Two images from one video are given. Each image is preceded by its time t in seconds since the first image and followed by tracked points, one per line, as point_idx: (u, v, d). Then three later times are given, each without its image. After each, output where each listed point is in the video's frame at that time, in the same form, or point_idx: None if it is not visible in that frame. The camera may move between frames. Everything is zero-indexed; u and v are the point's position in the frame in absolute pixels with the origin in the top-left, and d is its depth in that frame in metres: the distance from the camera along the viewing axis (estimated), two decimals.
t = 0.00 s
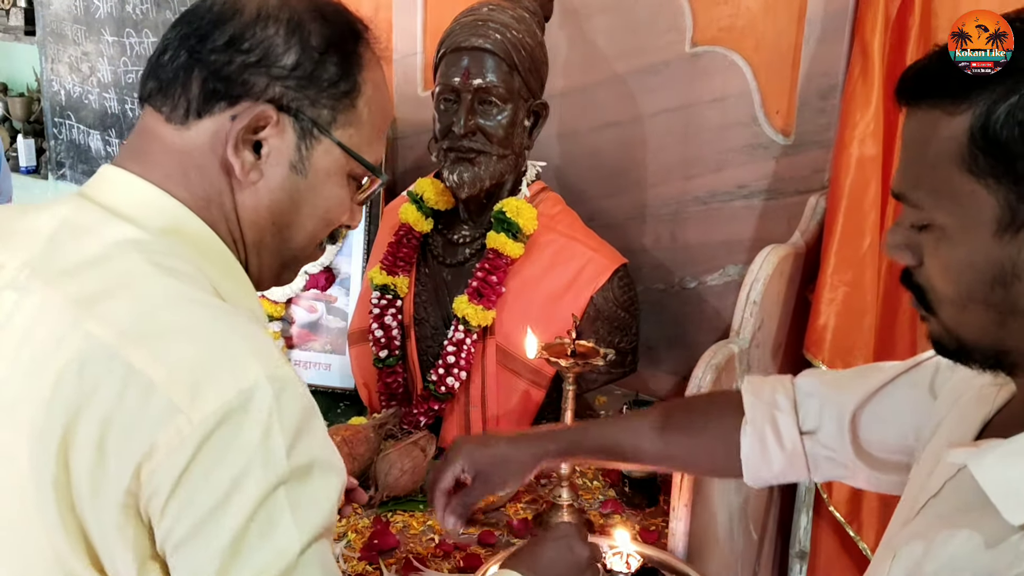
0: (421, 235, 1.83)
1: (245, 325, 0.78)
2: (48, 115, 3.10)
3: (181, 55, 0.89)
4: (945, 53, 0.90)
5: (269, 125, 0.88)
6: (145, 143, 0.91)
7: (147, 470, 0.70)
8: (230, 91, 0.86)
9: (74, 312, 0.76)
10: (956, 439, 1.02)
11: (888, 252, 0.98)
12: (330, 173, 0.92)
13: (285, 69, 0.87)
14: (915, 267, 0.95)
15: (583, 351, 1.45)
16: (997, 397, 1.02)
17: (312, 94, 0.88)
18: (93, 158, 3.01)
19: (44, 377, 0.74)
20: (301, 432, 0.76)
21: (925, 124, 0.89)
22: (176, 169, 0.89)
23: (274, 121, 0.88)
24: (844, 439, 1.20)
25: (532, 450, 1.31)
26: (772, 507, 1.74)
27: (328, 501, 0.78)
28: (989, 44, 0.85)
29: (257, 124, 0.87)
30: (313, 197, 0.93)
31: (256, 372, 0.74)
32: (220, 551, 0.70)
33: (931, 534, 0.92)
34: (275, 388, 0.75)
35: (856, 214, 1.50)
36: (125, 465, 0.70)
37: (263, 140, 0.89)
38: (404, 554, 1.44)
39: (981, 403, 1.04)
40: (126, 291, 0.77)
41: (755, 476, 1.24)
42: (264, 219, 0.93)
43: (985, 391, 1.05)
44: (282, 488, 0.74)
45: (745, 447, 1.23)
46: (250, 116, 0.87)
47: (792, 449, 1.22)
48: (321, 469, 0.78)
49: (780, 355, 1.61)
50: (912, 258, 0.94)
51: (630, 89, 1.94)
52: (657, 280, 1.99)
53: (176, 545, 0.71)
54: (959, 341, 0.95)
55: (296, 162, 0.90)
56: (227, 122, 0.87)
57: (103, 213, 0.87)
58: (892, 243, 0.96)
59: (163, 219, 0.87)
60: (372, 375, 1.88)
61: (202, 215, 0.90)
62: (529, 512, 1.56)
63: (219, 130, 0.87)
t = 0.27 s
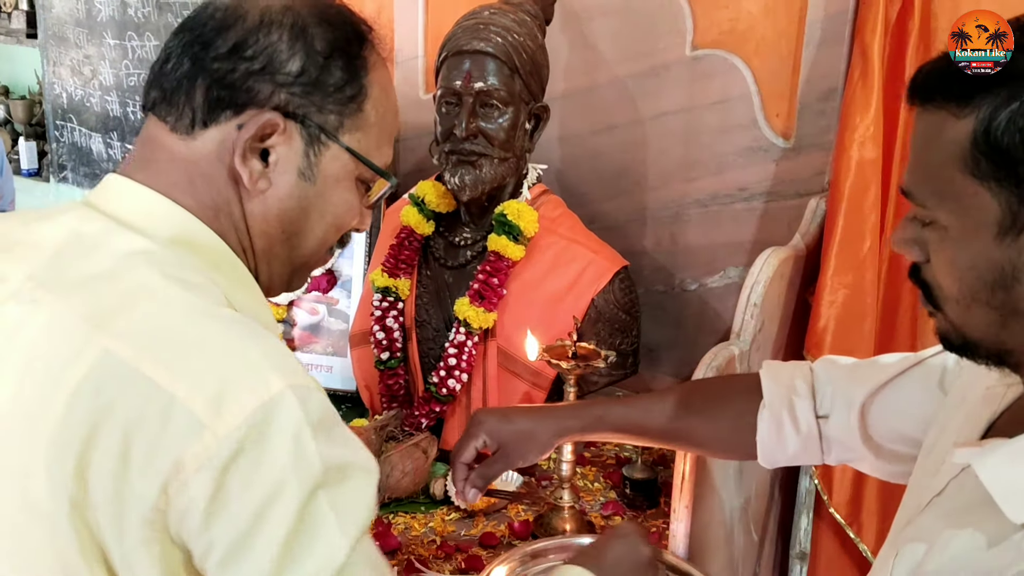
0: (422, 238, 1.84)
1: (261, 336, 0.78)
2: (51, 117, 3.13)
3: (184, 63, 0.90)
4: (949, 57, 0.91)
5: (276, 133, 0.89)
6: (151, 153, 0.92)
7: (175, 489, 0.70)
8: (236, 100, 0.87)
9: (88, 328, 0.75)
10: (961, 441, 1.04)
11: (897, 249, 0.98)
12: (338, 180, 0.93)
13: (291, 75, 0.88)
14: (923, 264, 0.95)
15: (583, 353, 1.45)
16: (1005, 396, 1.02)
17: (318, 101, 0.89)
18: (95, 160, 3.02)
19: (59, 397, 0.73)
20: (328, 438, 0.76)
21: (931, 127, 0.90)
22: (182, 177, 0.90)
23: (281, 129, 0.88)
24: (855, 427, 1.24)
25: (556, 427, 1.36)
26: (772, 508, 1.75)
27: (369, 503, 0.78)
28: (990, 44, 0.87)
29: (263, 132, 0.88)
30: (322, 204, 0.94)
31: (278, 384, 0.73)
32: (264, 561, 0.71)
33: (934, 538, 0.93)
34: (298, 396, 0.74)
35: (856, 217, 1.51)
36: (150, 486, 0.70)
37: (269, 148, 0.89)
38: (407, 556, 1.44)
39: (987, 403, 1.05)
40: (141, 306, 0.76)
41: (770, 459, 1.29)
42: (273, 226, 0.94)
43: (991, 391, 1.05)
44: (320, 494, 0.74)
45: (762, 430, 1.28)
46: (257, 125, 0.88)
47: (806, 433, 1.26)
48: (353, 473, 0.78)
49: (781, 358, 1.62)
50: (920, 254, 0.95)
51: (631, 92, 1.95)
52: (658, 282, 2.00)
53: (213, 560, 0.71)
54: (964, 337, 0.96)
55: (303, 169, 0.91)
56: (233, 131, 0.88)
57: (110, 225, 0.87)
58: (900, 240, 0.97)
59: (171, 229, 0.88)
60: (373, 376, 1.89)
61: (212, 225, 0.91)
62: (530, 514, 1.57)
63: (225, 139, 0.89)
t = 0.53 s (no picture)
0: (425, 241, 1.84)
1: (284, 339, 0.79)
2: (55, 121, 3.15)
3: (192, 70, 0.90)
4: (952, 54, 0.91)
5: (287, 138, 0.89)
6: (160, 161, 0.92)
7: (216, 494, 0.70)
8: (246, 107, 0.88)
9: (115, 342, 0.75)
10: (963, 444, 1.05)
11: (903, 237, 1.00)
12: (348, 184, 0.94)
13: (300, 80, 0.88)
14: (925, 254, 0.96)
15: (586, 357, 1.45)
16: (1008, 400, 1.03)
17: (327, 105, 0.89)
18: (98, 163, 3.02)
19: (89, 414, 0.73)
20: (363, 432, 0.77)
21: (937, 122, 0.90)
22: (195, 185, 0.90)
23: (292, 134, 0.89)
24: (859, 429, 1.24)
25: (562, 430, 1.35)
26: (774, 512, 1.75)
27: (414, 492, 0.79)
28: (991, 43, 0.87)
29: (274, 138, 0.89)
30: (332, 208, 0.95)
31: (309, 386, 0.75)
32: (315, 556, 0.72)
33: (936, 540, 0.93)
34: (330, 395, 0.76)
35: (858, 221, 1.51)
36: (189, 493, 0.70)
37: (281, 153, 0.90)
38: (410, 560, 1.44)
39: (988, 407, 1.06)
40: (166, 316, 0.77)
41: (774, 461, 1.29)
42: (285, 230, 0.95)
43: (992, 396, 1.06)
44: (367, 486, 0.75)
45: (767, 435, 1.28)
46: (268, 131, 0.88)
47: (810, 435, 1.27)
48: (394, 463, 0.79)
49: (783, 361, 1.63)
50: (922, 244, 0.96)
51: (634, 96, 1.95)
52: (660, 286, 2.00)
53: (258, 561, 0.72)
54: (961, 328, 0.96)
55: (314, 173, 0.92)
56: (244, 138, 0.89)
57: (124, 233, 0.87)
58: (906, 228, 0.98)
59: (186, 237, 0.88)
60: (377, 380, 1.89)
61: (224, 231, 0.91)
62: (533, 517, 1.57)
63: (236, 146, 0.89)
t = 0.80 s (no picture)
0: (427, 243, 1.84)
1: (301, 342, 0.80)
2: (58, 123, 3.16)
3: (200, 73, 0.91)
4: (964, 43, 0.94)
5: (294, 140, 0.90)
6: (167, 163, 0.92)
7: (240, 500, 0.70)
8: (254, 109, 0.88)
9: (133, 346, 0.75)
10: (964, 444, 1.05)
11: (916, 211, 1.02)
12: (354, 187, 0.94)
13: (308, 83, 0.88)
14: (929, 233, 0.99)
15: (589, 358, 1.45)
16: (1010, 399, 1.03)
17: (335, 108, 0.89)
18: (101, 166, 3.02)
19: (108, 420, 0.72)
20: (382, 432, 0.78)
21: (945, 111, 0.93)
22: (203, 189, 0.90)
23: (299, 136, 0.89)
24: (865, 431, 1.24)
25: (566, 431, 1.36)
26: (777, 514, 1.74)
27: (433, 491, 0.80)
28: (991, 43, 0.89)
29: (281, 140, 0.89)
30: (341, 211, 0.95)
31: (329, 388, 0.75)
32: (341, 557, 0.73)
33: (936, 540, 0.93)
34: (349, 397, 0.76)
35: (862, 223, 1.51)
36: (211, 499, 0.70)
37: (288, 156, 0.90)
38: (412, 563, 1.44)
39: (990, 406, 1.06)
40: (183, 322, 0.77)
41: (779, 464, 1.29)
42: (292, 232, 0.95)
43: (994, 393, 1.06)
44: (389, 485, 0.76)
45: (772, 439, 1.28)
46: (275, 133, 0.88)
47: (815, 438, 1.27)
48: (412, 461, 0.80)
49: (786, 363, 1.63)
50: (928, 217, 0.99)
51: (636, 98, 1.95)
52: (663, 287, 2.00)
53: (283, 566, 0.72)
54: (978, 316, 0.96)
55: (321, 175, 0.92)
56: (252, 140, 0.89)
57: (132, 237, 0.87)
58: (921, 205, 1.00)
59: (197, 240, 0.88)
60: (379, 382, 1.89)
61: (233, 234, 0.91)
62: (535, 519, 1.57)
63: (244, 148, 0.89)
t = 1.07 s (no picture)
0: (429, 246, 1.85)
1: (305, 352, 0.79)
2: (59, 126, 3.16)
3: (202, 77, 0.90)
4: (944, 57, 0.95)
5: (296, 147, 0.90)
6: (170, 167, 0.92)
7: (245, 513, 0.70)
8: (257, 114, 0.88)
9: (137, 357, 0.75)
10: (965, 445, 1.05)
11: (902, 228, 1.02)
12: (360, 193, 0.94)
13: (311, 89, 0.88)
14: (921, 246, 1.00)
15: (591, 361, 1.45)
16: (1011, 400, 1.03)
17: (339, 113, 0.89)
18: (102, 168, 3.02)
19: (112, 432, 0.72)
20: (387, 442, 0.78)
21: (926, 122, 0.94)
22: (207, 196, 0.90)
23: (302, 143, 0.89)
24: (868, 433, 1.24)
25: (571, 435, 1.35)
26: (779, 518, 1.74)
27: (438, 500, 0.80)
28: (990, 44, 0.92)
29: (284, 146, 0.89)
30: (345, 216, 0.95)
31: (334, 400, 0.74)
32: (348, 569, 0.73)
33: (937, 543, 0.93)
34: (354, 408, 0.76)
35: (864, 227, 1.51)
36: (217, 512, 0.70)
37: (291, 162, 0.90)
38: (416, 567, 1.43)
39: (992, 406, 1.06)
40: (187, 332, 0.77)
41: (783, 468, 1.29)
42: (295, 238, 0.95)
43: (998, 393, 1.06)
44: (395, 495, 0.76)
45: (777, 441, 1.28)
46: (277, 139, 0.88)
47: (820, 441, 1.27)
48: (418, 468, 0.80)
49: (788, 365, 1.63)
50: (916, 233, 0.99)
51: (637, 100, 1.95)
52: (665, 290, 2.00)
53: None
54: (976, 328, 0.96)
55: (325, 181, 0.92)
56: (254, 146, 0.89)
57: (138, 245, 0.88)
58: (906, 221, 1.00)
59: (199, 247, 0.89)
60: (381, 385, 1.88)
61: (236, 240, 0.92)
62: (537, 522, 1.57)
63: (246, 154, 0.89)
